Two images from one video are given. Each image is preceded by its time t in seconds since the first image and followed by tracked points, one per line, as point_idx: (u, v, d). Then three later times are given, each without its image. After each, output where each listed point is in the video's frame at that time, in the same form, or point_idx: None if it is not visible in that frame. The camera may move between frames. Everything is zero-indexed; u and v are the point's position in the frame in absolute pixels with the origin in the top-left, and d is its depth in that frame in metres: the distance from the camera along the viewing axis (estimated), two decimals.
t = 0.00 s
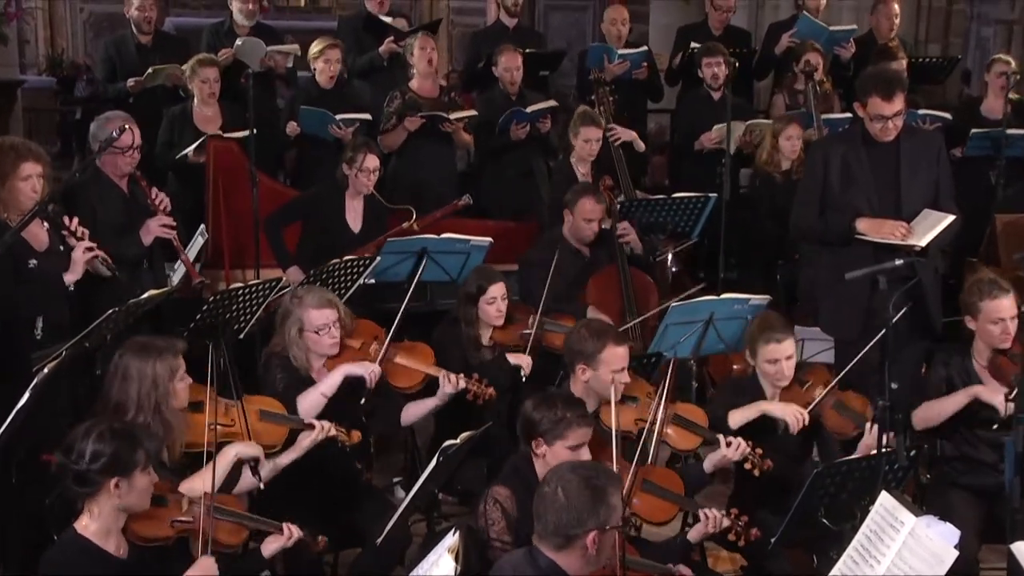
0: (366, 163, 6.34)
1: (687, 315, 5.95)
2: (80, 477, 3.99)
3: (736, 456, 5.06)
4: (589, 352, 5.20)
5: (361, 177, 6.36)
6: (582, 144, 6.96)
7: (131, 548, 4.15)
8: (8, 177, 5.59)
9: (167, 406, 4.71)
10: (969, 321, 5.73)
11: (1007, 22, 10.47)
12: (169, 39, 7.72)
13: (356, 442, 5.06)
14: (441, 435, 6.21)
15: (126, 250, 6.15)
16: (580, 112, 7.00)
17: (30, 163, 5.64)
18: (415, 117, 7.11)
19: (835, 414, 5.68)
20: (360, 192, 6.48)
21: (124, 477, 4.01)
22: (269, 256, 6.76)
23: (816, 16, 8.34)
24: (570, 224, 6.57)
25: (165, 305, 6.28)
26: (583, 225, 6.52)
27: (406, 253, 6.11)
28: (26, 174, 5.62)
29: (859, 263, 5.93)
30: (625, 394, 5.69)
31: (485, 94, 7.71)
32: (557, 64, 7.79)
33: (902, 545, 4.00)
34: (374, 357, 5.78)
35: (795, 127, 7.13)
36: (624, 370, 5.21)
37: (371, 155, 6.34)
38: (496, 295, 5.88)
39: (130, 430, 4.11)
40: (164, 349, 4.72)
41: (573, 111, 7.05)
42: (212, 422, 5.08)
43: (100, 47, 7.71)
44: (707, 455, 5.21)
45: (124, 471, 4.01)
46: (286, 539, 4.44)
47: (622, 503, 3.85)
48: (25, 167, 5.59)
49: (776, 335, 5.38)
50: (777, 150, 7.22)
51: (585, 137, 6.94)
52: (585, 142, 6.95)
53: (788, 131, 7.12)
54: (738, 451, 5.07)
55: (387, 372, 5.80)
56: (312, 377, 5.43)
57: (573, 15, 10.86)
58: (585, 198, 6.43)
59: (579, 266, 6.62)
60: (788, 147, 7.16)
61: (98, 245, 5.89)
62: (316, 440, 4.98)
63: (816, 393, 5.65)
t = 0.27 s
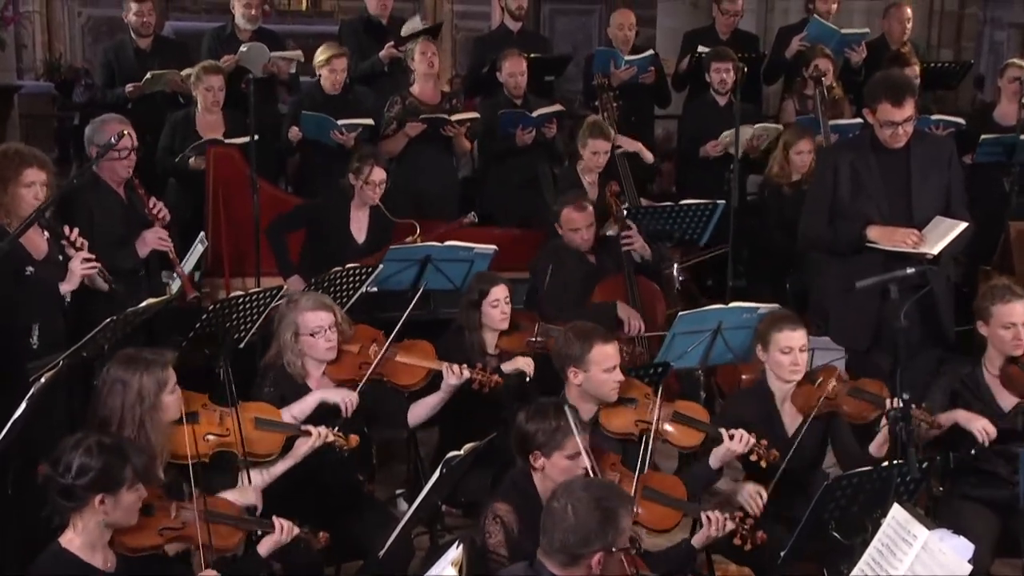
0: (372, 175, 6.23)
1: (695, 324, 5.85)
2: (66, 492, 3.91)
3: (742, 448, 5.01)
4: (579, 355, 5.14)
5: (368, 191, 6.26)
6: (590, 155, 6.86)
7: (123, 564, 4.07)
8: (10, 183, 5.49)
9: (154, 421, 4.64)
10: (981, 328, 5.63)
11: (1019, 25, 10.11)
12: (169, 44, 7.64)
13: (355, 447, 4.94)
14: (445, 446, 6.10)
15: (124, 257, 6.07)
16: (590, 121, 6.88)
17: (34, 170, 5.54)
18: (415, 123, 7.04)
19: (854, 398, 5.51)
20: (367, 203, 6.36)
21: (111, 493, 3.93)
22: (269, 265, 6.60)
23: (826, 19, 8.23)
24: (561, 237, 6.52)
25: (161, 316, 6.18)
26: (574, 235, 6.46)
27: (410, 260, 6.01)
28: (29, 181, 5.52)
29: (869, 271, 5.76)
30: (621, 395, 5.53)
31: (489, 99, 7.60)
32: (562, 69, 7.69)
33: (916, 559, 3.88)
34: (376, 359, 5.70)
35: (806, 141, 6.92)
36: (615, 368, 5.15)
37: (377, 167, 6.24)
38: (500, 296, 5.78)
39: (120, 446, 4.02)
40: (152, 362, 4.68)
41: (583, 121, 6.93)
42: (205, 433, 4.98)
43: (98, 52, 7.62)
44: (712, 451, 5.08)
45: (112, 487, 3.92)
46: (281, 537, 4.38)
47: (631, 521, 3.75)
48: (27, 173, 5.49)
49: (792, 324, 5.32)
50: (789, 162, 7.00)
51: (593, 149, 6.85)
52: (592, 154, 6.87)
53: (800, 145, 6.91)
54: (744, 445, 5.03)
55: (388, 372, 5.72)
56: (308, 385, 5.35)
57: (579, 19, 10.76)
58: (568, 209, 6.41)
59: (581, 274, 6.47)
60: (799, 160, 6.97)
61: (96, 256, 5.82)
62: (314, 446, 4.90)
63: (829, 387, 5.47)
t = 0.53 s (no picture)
0: (379, 185, 6.13)
1: (705, 333, 5.76)
2: (66, 508, 3.86)
3: (750, 456, 4.95)
4: (578, 362, 5.04)
5: (373, 200, 6.16)
6: (599, 161, 6.75)
7: None
8: (9, 192, 5.40)
9: (139, 439, 4.56)
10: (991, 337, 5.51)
11: None
12: (169, 49, 7.56)
13: (354, 454, 4.88)
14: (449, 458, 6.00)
15: (124, 266, 5.99)
16: (597, 127, 6.79)
17: (33, 179, 5.44)
18: (415, 125, 6.96)
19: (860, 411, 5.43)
20: (373, 213, 6.25)
21: (111, 514, 3.89)
22: (271, 272, 6.48)
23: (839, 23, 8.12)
24: (580, 243, 6.33)
25: (158, 325, 6.10)
26: (595, 245, 6.27)
27: (414, 268, 5.91)
28: (28, 190, 5.42)
29: (883, 279, 5.63)
30: (624, 404, 5.37)
31: (494, 103, 7.49)
32: (569, 74, 7.57)
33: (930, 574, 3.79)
34: (377, 370, 5.63)
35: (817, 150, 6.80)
36: (617, 375, 5.05)
37: (383, 176, 6.12)
38: (503, 302, 5.68)
39: (127, 465, 3.99)
40: (148, 378, 4.60)
41: (590, 126, 6.83)
42: (201, 445, 4.91)
43: (98, 56, 7.54)
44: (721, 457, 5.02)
45: (112, 508, 3.89)
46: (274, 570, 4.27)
47: (638, 535, 3.65)
48: (26, 183, 5.39)
49: (797, 332, 5.24)
50: (799, 170, 6.89)
51: (602, 153, 6.73)
52: (601, 159, 6.74)
53: (811, 153, 6.79)
54: (752, 452, 4.97)
55: (388, 384, 5.64)
56: (308, 395, 5.25)
57: (586, 22, 10.67)
58: (595, 217, 6.20)
59: (592, 284, 6.37)
60: (810, 168, 6.85)
61: (95, 267, 5.75)
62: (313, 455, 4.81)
63: (836, 399, 5.43)
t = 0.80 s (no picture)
0: (384, 191, 6.07)
1: (713, 341, 5.67)
2: (70, 520, 3.82)
3: (758, 471, 4.82)
4: (582, 371, 4.96)
5: (376, 206, 6.08)
6: (605, 164, 6.66)
7: None
8: (8, 201, 5.32)
9: (144, 457, 4.42)
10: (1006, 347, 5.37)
11: None
12: (171, 54, 7.49)
13: (353, 479, 4.76)
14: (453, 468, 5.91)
15: (123, 273, 5.91)
16: (603, 130, 6.69)
17: (31, 188, 5.35)
18: (416, 130, 6.90)
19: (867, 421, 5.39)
20: (378, 220, 6.19)
21: (114, 529, 3.83)
22: (274, 280, 6.41)
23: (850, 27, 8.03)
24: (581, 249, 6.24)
25: (158, 334, 6.02)
26: (596, 253, 6.19)
27: (418, 275, 5.83)
28: (26, 199, 5.34)
29: (894, 286, 5.53)
30: (630, 412, 5.29)
31: (499, 108, 7.38)
32: (575, 78, 7.46)
33: None
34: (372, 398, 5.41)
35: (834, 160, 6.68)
36: (623, 385, 4.96)
37: (389, 183, 6.08)
38: (508, 309, 5.60)
39: (131, 477, 3.91)
40: (161, 397, 4.44)
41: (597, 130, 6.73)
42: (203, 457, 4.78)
43: (99, 61, 7.47)
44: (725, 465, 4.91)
45: (116, 523, 3.83)
46: None
47: (647, 548, 3.57)
48: (24, 192, 5.31)
49: (803, 342, 5.16)
50: (813, 177, 6.78)
51: (608, 157, 6.65)
52: (607, 162, 6.66)
53: (826, 163, 6.66)
54: (759, 467, 4.83)
55: (383, 415, 5.40)
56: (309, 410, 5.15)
57: (593, 26, 10.58)
58: (593, 224, 6.12)
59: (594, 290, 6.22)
60: (824, 177, 6.73)
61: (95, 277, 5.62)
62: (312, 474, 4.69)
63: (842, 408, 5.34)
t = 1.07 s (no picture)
0: (383, 189, 5.98)
1: (723, 351, 5.57)
2: (70, 530, 3.72)
3: (771, 472, 4.74)
4: (591, 381, 4.85)
5: (376, 204, 6.00)
6: (614, 165, 6.53)
7: None
8: (9, 207, 5.21)
9: (164, 462, 4.29)
10: None
11: None
12: (173, 59, 7.41)
13: (360, 486, 4.66)
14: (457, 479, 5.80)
15: (122, 279, 5.83)
16: (609, 132, 6.59)
17: (33, 194, 5.25)
18: (421, 136, 6.75)
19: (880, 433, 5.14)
20: (380, 219, 6.10)
21: (116, 536, 3.72)
22: (276, 287, 6.33)
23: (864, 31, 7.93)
24: (595, 249, 6.09)
25: (158, 342, 5.92)
26: (611, 248, 6.05)
27: (422, 283, 5.73)
28: (28, 205, 5.23)
29: (908, 294, 5.43)
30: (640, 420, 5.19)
31: (505, 113, 7.24)
32: (584, 84, 7.35)
33: None
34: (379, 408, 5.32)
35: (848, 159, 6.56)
36: (632, 395, 4.86)
37: (387, 180, 5.99)
38: (514, 317, 5.50)
39: (131, 485, 3.82)
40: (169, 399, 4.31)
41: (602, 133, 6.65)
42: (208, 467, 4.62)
43: (99, 66, 7.38)
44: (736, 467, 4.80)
45: (119, 530, 3.72)
46: None
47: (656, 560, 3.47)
48: (26, 198, 5.21)
49: (813, 350, 5.05)
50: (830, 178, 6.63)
51: (616, 158, 6.53)
52: (615, 163, 6.54)
53: (842, 163, 6.54)
54: (772, 468, 4.75)
55: (389, 427, 5.31)
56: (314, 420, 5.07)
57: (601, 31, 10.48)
58: (608, 221, 6.01)
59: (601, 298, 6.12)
60: (839, 178, 6.61)
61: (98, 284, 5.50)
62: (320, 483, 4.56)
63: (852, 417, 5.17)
